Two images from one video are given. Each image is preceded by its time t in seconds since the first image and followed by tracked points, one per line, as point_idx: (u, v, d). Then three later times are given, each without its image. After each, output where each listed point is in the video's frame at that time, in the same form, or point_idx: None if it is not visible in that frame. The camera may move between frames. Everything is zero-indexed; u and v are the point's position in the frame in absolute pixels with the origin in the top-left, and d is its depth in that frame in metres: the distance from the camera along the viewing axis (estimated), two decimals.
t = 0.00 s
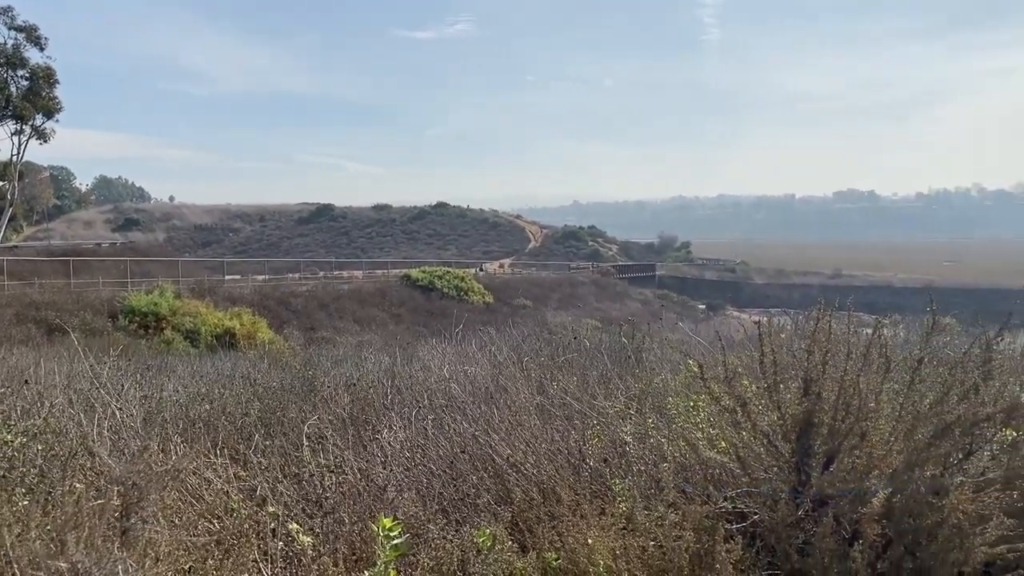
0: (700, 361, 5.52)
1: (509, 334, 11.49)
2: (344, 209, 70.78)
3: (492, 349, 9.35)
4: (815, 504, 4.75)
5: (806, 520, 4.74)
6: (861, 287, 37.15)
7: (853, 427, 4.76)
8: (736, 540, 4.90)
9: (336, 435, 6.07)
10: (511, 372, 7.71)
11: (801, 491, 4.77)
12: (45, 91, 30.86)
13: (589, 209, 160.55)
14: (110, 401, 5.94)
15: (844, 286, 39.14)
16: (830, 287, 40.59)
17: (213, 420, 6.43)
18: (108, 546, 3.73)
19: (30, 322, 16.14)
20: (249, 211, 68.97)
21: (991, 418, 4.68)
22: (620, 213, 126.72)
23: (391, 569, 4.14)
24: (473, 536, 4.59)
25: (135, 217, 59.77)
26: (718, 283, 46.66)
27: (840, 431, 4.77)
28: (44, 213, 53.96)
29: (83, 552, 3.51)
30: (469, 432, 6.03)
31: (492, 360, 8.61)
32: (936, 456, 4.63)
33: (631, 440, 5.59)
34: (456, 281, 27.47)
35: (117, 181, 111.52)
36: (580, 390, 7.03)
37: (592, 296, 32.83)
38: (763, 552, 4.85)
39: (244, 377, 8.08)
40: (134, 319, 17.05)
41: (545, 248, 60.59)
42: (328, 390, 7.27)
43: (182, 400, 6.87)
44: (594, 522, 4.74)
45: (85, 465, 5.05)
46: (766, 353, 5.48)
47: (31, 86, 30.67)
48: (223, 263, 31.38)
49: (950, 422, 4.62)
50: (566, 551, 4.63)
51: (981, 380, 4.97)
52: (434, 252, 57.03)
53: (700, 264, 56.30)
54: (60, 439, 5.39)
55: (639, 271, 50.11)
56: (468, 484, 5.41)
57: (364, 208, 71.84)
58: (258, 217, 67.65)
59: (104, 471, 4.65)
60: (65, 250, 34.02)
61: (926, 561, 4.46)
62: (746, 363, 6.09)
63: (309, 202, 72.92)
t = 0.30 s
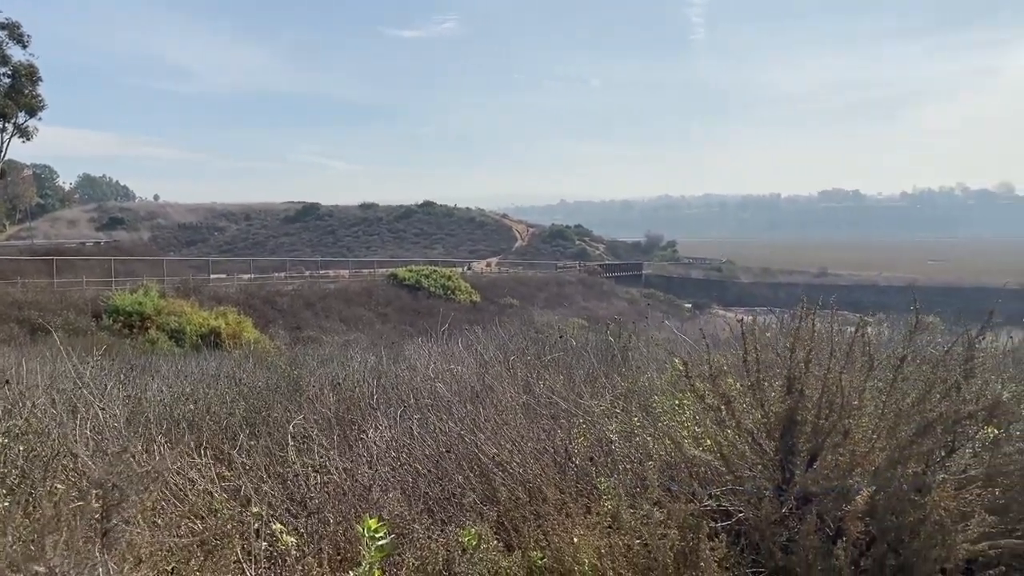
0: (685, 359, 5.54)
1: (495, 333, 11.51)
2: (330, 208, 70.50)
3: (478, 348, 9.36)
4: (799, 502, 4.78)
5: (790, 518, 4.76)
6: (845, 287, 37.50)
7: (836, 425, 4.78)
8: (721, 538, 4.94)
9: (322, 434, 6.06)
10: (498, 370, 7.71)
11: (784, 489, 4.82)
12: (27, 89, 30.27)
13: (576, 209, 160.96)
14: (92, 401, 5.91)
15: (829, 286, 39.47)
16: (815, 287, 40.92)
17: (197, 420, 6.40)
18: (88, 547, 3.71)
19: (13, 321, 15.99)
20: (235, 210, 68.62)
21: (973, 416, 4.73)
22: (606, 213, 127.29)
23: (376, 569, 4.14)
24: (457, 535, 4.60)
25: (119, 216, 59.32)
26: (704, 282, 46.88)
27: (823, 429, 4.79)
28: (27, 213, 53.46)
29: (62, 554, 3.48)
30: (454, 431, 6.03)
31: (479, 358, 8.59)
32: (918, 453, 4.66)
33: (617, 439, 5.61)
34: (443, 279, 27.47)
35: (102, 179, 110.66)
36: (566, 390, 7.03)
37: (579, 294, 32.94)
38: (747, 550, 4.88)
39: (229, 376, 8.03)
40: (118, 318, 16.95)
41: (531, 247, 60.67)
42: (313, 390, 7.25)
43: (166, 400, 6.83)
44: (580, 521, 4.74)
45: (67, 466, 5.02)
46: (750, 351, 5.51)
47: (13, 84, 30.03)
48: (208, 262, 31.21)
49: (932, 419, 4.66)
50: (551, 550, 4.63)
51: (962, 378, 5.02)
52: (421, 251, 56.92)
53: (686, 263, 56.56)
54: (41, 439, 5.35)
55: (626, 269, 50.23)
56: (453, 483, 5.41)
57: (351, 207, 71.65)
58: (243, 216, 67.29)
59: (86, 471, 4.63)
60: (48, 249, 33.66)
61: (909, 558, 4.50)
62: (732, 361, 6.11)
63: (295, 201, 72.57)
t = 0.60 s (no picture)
0: (671, 358, 5.55)
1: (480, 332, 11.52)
2: (316, 208, 70.21)
3: (465, 347, 9.35)
4: (782, 500, 4.82)
5: (775, 516, 4.78)
6: (830, 287, 37.77)
7: (820, 424, 4.80)
8: (706, 536, 4.96)
9: (307, 434, 6.04)
10: (484, 370, 7.70)
11: (769, 488, 4.85)
12: (9, 87, 29.56)
13: (563, 209, 161.07)
14: (75, 402, 5.86)
15: (814, 285, 39.75)
16: (801, 286, 41.21)
17: (182, 421, 6.37)
18: (70, 548, 3.69)
19: None
20: (220, 209, 68.19)
21: (955, 413, 4.78)
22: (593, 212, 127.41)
23: (360, 569, 4.14)
24: (442, 535, 4.60)
25: (103, 215, 58.81)
26: (690, 281, 47.07)
27: (807, 427, 4.82)
28: (9, 212, 52.88)
29: (43, 556, 3.46)
30: (440, 430, 6.01)
31: (466, 357, 8.58)
32: (901, 452, 4.70)
33: (603, 437, 5.62)
34: (430, 279, 27.43)
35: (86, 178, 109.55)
36: (553, 388, 7.02)
37: (566, 294, 32.99)
38: (732, 547, 4.91)
39: (214, 376, 7.98)
40: (103, 318, 16.83)
41: (519, 247, 60.67)
42: (299, 389, 7.22)
43: (151, 399, 6.79)
44: (565, 520, 4.74)
45: (48, 466, 4.99)
46: (735, 350, 5.53)
47: None
48: (194, 261, 31.01)
49: (914, 418, 4.71)
50: (536, 549, 4.63)
51: (945, 376, 5.06)
52: (408, 251, 56.77)
53: (673, 262, 56.75)
54: (23, 439, 5.32)
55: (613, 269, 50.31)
56: (439, 483, 5.40)
57: (337, 206, 71.37)
58: (229, 215, 66.89)
59: (69, 472, 4.60)
60: (30, 248, 33.32)
61: (892, 555, 4.54)
62: (717, 360, 6.12)
63: (281, 200, 72.21)
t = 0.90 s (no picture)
0: (656, 357, 5.56)
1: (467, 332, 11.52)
2: (303, 207, 69.97)
3: (452, 347, 9.35)
4: (767, 498, 4.84)
5: (759, 514, 4.80)
6: (815, 288, 38.01)
7: (803, 423, 4.84)
8: (690, 534, 4.98)
9: (293, 434, 6.02)
10: (470, 370, 7.69)
11: (753, 486, 4.88)
12: None
13: (551, 209, 161.04)
14: (58, 403, 5.83)
15: (799, 286, 39.98)
16: (786, 286, 41.51)
17: (167, 421, 6.34)
18: (52, 549, 3.67)
19: None
20: (206, 208, 67.74)
21: (935, 410, 4.84)
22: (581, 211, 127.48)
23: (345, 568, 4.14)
24: (428, 535, 4.60)
25: (87, 215, 58.30)
26: (677, 281, 47.21)
27: (790, 426, 4.85)
28: None
29: (25, 558, 3.44)
30: (427, 429, 6.01)
31: (452, 357, 8.57)
32: (883, 450, 4.75)
33: (589, 436, 5.63)
34: (417, 279, 27.36)
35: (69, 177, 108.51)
36: (539, 388, 7.03)
37: (553, 293, 33.02)
38: (716, 546, 4.93)
39: (200, 376, 7.94)
40: (87, 318, 16.71)
41: (506, 246, 60.67)
42: (285, 390, 7.19)
43: (136, 400, 6.75)
44: (550, 519, 4.75)
45: (31, 466, 4.95)
46: (719, 349, 5.55)
47: None
48: (179, 261, 30.81)
49: (897, 417, 4.75)
50: (521, 548, 4.63)
51: (928, 375, 5.09)
52: (395, 250, 56.69)
53: (660, 262, 56.91)
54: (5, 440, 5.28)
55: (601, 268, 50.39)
56: (425, 482, 5.39)
57: (324, 205, 71.08)
58: (214, 214, 66.47)
59: (51, 473, 4.58)
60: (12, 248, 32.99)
61: (875, 552, 4.57)
62: (702, 360, 6.14)
63: (267, 199, 71.91)
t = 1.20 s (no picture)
0: (641, 356, 5.58)
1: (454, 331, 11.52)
2: (289, 206, 69.65)
3: (438, 346, 9.35)
4: (751, 497, 4.87)
5: (744, 513, 4.82)
6: (800, 287, 38.20)
7: (787, 422, 4.88)
8: (676, 533, 5.00)
9: (279, 433, 6.00)
10: (457, 369, 7.68)
11: (738, 485, 4.92)
12: None
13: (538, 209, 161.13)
14: (41, 403, 5.79)
15: (784, 286, 40.20)
16: (772, 285, 41.73)
17: (151, 421, 6.30)
18: (34, 550, 3.64)
19: None
20: (191, 208, 67.31)
21: (918, 409, 4.89)
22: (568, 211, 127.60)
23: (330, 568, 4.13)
24: (414, 535, 4.59)
25: (70, 214, 57.79)
26: (664, 280, 47.35)
27: (775, 425, 4.89)
28: None
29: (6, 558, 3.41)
30: (413, 429, 6.00)
31: (438, 357, 8.56)
32: (867, 448, 4.80)
33: (575, 435, 5.64)
34: (404, 279, 27.26)
35: (52, 177, 107.59)
36: (525, 387, 7.04)
37: (540, 292, 33.06)
38: (701, 544, 4.95)
39: (184, 376, 7.91)
40: (70, 318, 16.58)
41: (494, 246, 60.65)
42: (270, 390, 7.16)
43: (120, 400, 6.72)
44: (536, 518, 4.75)
45: (12, 467, 4.91)
46: (704, 348, 5.58)
47: None
48: (164, 261, 30.60)
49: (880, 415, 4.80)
50: (507, 547, 4.63)
51: (911, 374, 5.13)
52: (382, 250, 56.55)
53: (646, 262, 57.07)
54: None
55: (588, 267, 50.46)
56: (411, 483, 5.38)
57: (310, 204, 70.81)
58: (200, 214, 66.06)
59: (34, 473, 4.55)
60: None
61: (858, 550, 4.60)
62: (686, 359, 6.16)
63: (253, 198, 71.55)
